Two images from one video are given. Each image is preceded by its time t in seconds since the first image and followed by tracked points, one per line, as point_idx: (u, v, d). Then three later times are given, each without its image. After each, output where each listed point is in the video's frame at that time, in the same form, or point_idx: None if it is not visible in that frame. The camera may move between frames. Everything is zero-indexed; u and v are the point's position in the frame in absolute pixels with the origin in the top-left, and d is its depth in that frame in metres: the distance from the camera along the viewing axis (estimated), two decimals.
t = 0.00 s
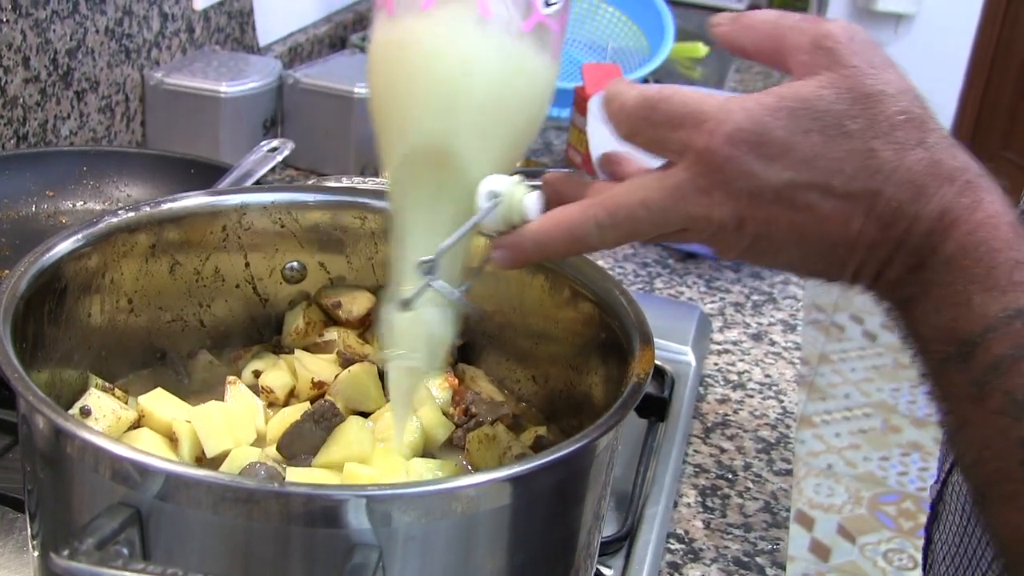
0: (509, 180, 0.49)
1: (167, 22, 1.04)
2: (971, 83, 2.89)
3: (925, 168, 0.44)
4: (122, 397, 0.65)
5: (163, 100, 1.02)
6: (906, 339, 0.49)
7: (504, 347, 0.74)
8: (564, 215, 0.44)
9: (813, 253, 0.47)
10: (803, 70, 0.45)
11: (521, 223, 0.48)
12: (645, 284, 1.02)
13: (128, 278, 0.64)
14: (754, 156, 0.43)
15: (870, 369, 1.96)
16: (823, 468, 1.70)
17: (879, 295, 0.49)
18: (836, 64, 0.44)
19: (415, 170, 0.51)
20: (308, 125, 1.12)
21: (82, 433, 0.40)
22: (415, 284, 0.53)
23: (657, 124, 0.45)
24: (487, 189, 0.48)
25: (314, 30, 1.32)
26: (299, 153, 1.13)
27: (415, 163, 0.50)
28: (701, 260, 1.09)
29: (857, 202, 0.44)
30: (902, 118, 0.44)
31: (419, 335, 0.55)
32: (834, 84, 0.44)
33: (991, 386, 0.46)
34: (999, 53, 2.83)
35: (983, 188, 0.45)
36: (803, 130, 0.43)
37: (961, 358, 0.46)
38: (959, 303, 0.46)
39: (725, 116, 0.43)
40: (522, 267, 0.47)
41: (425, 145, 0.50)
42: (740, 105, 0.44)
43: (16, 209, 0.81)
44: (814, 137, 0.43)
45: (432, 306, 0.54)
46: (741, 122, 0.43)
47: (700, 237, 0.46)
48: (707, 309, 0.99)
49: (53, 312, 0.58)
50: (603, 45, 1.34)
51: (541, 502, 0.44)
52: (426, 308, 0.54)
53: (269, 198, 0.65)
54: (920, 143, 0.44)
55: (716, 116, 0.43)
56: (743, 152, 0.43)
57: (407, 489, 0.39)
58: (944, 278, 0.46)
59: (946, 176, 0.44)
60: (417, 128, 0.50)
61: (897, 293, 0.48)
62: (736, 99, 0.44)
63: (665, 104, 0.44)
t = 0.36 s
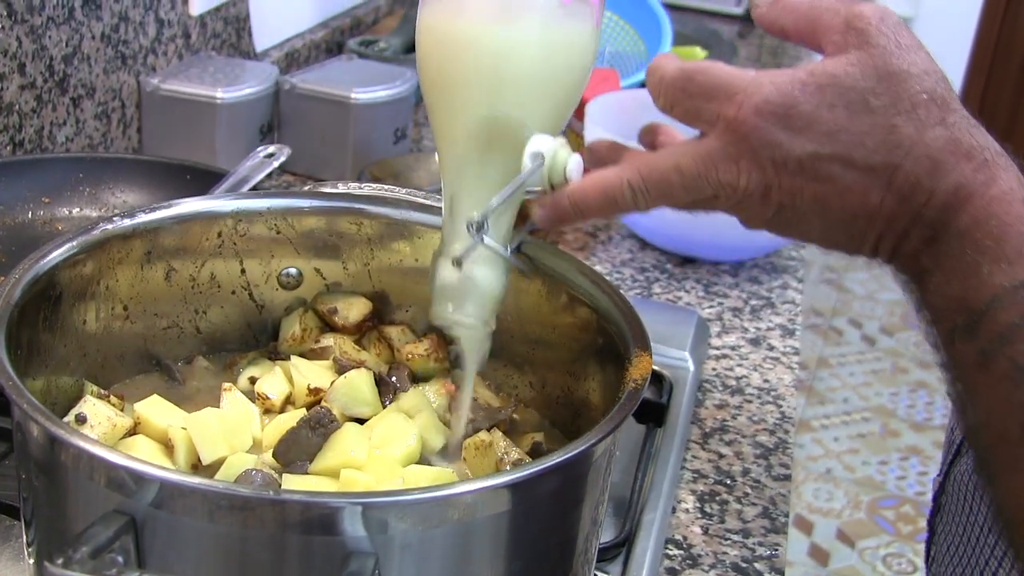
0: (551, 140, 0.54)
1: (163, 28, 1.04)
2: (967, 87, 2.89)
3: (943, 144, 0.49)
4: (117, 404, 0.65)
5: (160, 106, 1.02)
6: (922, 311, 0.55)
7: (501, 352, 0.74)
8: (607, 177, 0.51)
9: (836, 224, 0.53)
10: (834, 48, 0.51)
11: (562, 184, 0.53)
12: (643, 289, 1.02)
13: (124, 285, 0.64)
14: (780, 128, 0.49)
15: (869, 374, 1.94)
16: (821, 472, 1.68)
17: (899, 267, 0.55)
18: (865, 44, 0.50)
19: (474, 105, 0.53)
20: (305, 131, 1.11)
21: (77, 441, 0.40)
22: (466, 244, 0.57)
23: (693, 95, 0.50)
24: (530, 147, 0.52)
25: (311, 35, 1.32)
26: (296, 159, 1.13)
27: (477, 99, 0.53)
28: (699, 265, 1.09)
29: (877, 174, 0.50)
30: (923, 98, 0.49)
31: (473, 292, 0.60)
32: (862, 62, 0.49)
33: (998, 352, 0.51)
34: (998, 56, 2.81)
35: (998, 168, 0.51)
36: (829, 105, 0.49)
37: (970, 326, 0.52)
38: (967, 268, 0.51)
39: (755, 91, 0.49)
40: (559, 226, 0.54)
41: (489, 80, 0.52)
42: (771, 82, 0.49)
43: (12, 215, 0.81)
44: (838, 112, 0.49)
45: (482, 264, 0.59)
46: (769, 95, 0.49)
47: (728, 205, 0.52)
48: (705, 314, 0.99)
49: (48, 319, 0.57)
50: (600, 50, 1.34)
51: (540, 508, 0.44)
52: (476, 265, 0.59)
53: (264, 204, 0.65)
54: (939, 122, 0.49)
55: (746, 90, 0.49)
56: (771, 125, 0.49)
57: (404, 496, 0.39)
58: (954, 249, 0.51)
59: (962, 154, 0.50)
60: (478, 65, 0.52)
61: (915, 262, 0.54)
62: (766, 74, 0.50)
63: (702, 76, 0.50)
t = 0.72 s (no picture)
0: (519, 94, 0.57)
1: (162, 27, 1.04)
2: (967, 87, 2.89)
3: (887, 101, 0.51)
4: (115, 403, 0.65)
5: (158, 105, 1.01)
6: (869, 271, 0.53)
7: (501, 351, 0.73)
8: (567, 131, 0.53)
9: (783, 176, 0.55)
10: (785, 8, 0.53)
11: (525, 136, 0.56)
12: (642, 288, 1.01)
13: (121, 283, 0.64)
14: (729, 83, 0.51)
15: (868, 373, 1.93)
16: (823, 471, 1.61)
17: (847, 223, 0.56)
18: (815, 5, 0.52)
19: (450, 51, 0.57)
20: (304, 129, 1.11)
21: (74, 441, 0.39)
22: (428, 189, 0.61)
23: (649, 54, 0.53)
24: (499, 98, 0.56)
25: (310, 34, 1.32)
26: (295, 158, 1.13)
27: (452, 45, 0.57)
28: (699, 263, 1.08)
29: (822, 130, 0.51)
30: (870, 57, 0.51)
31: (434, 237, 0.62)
32: (811, 21, 0.51)
33: (940, 299, 0.48)
34: (999, 48, 2.81)
35: (940, 125, 0.52)
36: (778, 62, 0.51)
37: (910, 276, 0.50)
38: (908, 218, 0.50)
39: (707, 46, 0.51)
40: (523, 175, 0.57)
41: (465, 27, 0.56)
42: (721, 37, 0.51)
43: (10, 215, 0.81)
44: (787, 69, 0.51)
45: (443, 210, 0.61)
46: (720, 51, 0.50)
47: (682, 158, 0.54)
48: (704, 313, 0.98)
49: (45, 317, 0.57)
50: (599, 50, 1.32)
51: (539, 507, 0.44)
52: (437, 212, 0.61)
53: (263, 203, 0.65)
54: (885, 79, 0.51)
55: (699, 46, 0.51)
56: (721, 81, 0.51)
57: (402, 494, 0.39)
58: (896, 202, 0.51)
59: (905, 110, 0.51)
60: (457, 12, 0.56)
61: (861, 218, 0.54)
62: (719, 32, 0.51)
63: (658, 34, 0.52)
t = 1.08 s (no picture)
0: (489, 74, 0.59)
1: (161, 24, 1.04)
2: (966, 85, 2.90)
3: (849, 76, 0.55)
4: (115, 398, 0.65)
5: (157, 102, 1.01)
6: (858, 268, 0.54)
7: (500, 347, 0.74)
8: (537, 110, 0.57)
9: (748, 151, 0.59)
10: None
11: (494, 117, 0.59)
12: (641, 284, 1.02)
13: (121, 279, 0.64)
14: (695, 58, 0.55)
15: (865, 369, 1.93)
16: (821, 468, 1.68)
17: (811, 198, 0.59)
18: None
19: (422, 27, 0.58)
20: (303, 126, 1.11)
21: (75, 435, 0.40)
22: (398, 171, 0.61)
23: (615, 31, 0.57)
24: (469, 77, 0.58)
25: (309, 32, 1.32)
26: (295, 155, 1.13)
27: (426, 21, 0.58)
28: (698, 259, 1.09)
29: (785, 104, 0.55)
30: (833, 33, 0.56)
31: (409, 218, 0.63)
32: None
33: (899, 273, 0.51)
34: (998, 44, 2.83)
35: (902, 100, 0.55)
36: (741, 37, 0.55)
37: (871, 248, 0.52)
38: (869, 192, 0.53)
39: (672, 21, 0.55)
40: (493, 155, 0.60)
41: None
42: (686, 14, 0.56)
43: (10, 211, 0.81)
44: (750, 44, 0.55)
45: (414, 192, 0.62)
46: (685, 27, 0.55)
47: (649, 132, 0.59)
48: (703, 309, 0.99)
49: (45, 312, 0.58)
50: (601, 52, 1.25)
51: (537, 501, 0.44)
52: (409, 193, 0.62)
53: (263, 199, 0.65)
54: (848, 55, 0.55)
55: (665, 22, 0.56)
56: (686, 55, 0.55)
57: (401, 487, 0.39)
58: (858, 175, 0.54)
59: (868, 85, 0.55)
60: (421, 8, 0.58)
61: (823, 193, 0.58)
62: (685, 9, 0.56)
63: (624, 12, 0.57)
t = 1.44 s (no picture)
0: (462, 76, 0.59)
1: (162, 24, 1.04)
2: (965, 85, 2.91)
3: (819, 73, 0.56)
4: (118, 398, 0.65)
5: (158, 102, 1.02)
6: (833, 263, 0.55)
7: (502, 347, 0.74)
8: (509, 112, 0.58)
9: (720, 149, 0.61)
10: None
11: (467, 120, 0.60)
12: (642, 284, 1.02)
13: (124, 279, 0.65)
14: (665, 56, 0.58)
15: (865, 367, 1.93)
16: (821, 467, 1.74)
17: (787, 196, 0.60)
18: None
19: (395, 35, 0.57)
20: (304, 127, 1.12)
21: (80, 434, 0.40)
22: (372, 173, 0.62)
23: (585, 31, 0.60)
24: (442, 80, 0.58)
25: (309, 32, 1.32)
26: (295, 156, 1.13)
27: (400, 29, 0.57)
28: (697, 259, 1.09)
29: (754, 103, 0.57)
30: (803, 30, 0.57)
31: (381, 221, 0.63)
32: None
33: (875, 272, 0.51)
34: (998, 41, 2.80)
35: (873, 96, 0.56)
36: (710, 36, 0.57)
37: (848, 246, 0.53)
38: (844, 190, 0.54)
39: (642, 21, 0.58)
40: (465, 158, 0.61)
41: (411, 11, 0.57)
42: (656, 14, 0.58)
43: (12, 212, 0.81)
44: (719, 42, 0.57)
45: (387, 194, 0.62)
46: (654, 26, 0.57)
47: (621, 132, 0.61)
48: (704, 309, 0.99)
49: (49, 312, 0.58)
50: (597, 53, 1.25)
51: (538, 501, 0.44)
52: (381, 196, 0.62)
53: (265, 199, 0.65)
54: (817, 52, 0.57)
55: (633, 22, 0.58)
56: (657, 54, 0.58)
57: (404, 485, 0.39)
58: (832, 173, 0.55)
59: (838, 83, 0.56)
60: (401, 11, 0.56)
61: (799, 191, 0.59)
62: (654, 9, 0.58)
63: (593, 12, 0.59)
